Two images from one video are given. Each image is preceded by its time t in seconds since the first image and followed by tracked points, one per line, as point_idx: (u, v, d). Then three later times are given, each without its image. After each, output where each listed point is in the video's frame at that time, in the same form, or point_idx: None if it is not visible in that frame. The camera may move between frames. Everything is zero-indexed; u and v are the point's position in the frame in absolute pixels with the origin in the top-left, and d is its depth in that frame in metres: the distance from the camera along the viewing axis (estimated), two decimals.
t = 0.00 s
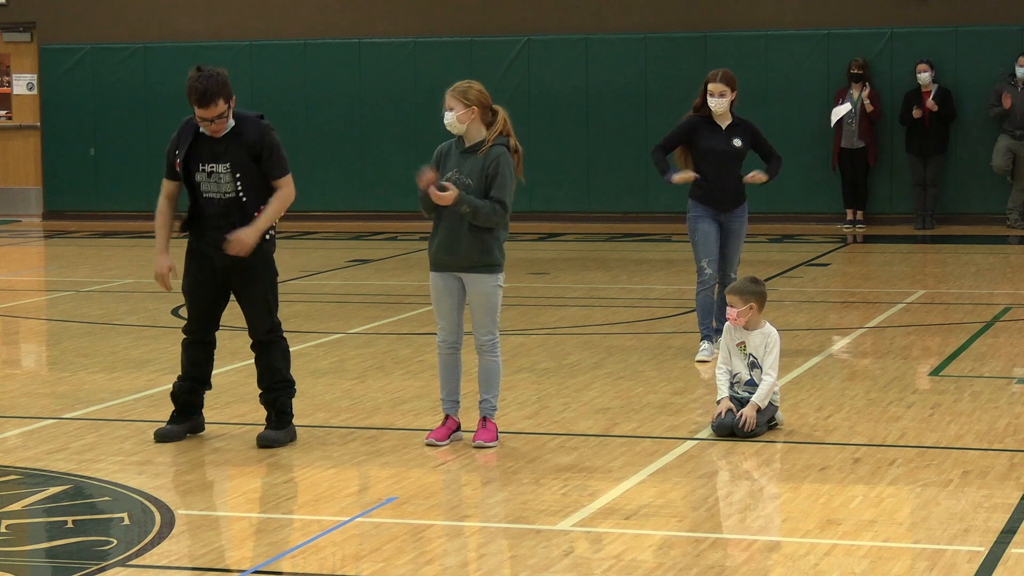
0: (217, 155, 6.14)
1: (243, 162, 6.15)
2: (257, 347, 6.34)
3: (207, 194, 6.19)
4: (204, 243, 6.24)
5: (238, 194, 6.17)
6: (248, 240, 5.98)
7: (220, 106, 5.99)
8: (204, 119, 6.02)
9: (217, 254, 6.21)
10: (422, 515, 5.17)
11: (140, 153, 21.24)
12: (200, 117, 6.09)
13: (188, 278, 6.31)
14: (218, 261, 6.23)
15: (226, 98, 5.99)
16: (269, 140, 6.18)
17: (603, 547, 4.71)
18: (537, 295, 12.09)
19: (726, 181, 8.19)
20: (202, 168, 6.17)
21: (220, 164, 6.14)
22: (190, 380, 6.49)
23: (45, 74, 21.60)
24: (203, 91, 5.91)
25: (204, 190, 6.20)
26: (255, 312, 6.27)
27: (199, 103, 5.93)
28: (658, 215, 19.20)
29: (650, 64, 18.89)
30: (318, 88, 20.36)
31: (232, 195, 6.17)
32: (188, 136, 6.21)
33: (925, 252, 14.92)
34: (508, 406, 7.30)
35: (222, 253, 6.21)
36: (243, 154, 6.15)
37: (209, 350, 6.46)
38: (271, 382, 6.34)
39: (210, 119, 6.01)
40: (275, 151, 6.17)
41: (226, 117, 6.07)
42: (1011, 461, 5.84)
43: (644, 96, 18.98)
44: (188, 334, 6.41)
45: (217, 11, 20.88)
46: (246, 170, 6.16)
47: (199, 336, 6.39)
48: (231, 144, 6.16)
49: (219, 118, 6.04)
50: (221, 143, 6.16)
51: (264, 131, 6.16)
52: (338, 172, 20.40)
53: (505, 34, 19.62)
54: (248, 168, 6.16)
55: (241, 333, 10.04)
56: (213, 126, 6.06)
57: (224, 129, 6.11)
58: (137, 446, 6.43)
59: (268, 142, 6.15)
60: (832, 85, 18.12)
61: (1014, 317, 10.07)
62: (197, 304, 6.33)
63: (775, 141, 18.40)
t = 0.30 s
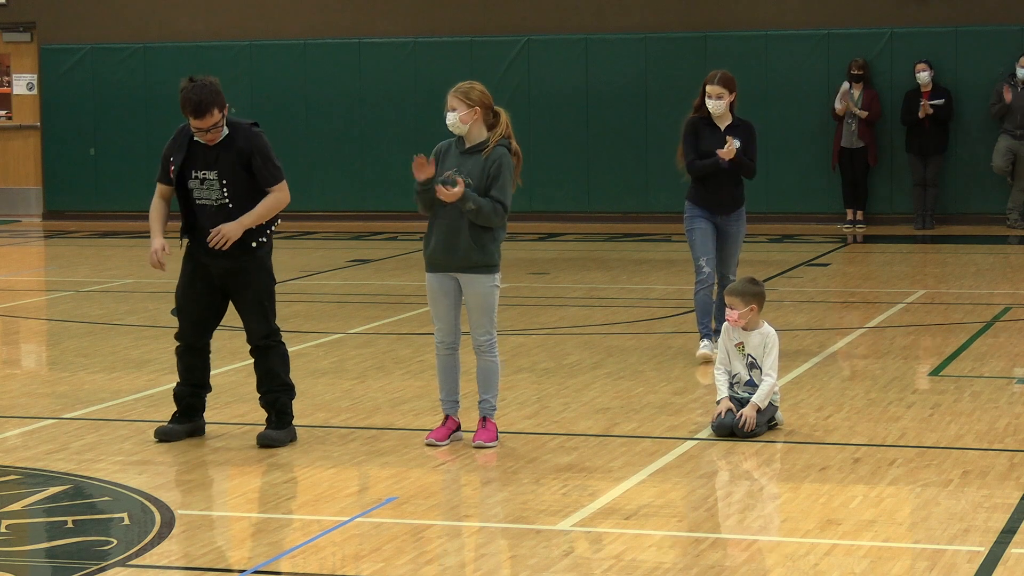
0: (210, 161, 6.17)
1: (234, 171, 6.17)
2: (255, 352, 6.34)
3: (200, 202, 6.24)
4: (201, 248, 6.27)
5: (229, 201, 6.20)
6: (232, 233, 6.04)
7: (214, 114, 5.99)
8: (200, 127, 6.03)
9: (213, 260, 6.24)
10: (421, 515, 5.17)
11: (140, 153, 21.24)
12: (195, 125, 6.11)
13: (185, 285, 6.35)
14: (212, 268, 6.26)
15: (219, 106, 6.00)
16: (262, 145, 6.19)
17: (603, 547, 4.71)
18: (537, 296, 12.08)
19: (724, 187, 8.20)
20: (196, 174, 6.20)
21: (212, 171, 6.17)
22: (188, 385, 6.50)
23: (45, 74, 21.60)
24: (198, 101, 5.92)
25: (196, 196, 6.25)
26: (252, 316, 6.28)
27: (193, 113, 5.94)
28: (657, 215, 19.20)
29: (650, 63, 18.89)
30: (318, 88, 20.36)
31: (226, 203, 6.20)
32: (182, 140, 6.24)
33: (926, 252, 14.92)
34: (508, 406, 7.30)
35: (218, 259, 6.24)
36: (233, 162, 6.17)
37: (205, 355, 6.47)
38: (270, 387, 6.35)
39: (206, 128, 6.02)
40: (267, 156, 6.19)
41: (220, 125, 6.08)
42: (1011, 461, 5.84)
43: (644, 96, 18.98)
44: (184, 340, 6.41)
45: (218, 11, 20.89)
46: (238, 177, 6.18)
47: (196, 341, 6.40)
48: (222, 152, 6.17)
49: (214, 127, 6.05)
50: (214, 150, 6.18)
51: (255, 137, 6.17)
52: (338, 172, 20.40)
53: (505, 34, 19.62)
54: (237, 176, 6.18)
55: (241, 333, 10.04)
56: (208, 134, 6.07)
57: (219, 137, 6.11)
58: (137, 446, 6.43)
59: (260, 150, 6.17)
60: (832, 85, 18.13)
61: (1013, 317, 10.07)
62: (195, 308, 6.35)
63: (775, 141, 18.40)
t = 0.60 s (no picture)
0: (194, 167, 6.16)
1: (222, 174, 6.18)
2: (246, 349, 6.35)
3: (187, 208, 6.22)
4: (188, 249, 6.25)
5: (219, 203, 6.21)
6: (229, 235, 6.11)
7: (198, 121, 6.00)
8: (184, 135, 6.02)
9: (200, 259, 6.23)
10: (421, 515, 5.17)
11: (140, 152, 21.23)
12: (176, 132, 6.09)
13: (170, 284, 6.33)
14: (199, 266, 6.25)
15: (202, 111, 6.00)
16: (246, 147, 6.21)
17: (603, 547, 4.71)
18: (537, 295, 12.08)
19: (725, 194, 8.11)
20: (181, 180, 6.18)
21: (198, 176, 6.16)
22: (184, 385, 6.50)
23: (45, 74, 21.59)
24: (182, 109, 5.91)
25: (182, 203, 6.23)
26: (242, 313, 6.28)
27: (177, 121, 5.93)
28: (657, 215, 19.19)
29: (650, 63, 18.89)
30: (318, 88, 20.36)
31: (214, 205, 6.21)
32: (165, 149, 6.22)
33: (926, 252, 14.91)
34: (508, 406, 7.29)
35: (205, 257, 6.23)
36: (221, 166, 6.18)
37: (197, 354, 6.47)
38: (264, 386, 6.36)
39: (189, 135, 6.01)
40: (252, 157, 6.22)
41: (204, 131, 6.08)
42: (1011, 461, 5.84)
43: (644, 96, 18.97)
44: (175, 340, 6.39)
45: (218, 10, 20.89)
46: (227, 180, 6.19)
47: (186, 340, 6.38)
48: (208, 156, 6.17)
49: (197, 134, 6.04)
50: (197, 154, 6.17)
51: (239, 139, 6.19)
52: (338, 172, 20.39)
53: (504, 34, 19.61)
54: (224, 178, 6.19)
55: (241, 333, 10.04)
56: (191, 142, 6.07)
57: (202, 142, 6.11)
58: (137, 446, 6.42)
59: (246, 150, 6.20)
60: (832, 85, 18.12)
61: (1014, 317, 10.06)
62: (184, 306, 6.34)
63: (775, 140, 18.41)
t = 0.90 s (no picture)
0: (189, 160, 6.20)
1: (215, 169, 6.22)
2: (234, 348, 6.35)
3: (180, 202, 6.25)
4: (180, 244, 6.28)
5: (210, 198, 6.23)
6: (200, 216, 6.12)
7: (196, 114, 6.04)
8: (182, 126, 6.06)
9: (194, 254, 6.26)
10: (421, 515, 5.18)
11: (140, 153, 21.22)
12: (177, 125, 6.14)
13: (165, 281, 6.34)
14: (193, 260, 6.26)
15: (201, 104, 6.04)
16: (241, 146, 6.25)
17: (603, 547, 4.71)
18: (538, 295, 12.10)
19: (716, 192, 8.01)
20: (175, 173, 6.21)
21: (192, 170, 6.20)
22: (183, 383, 6.50)
23: (44, 74, 21.59)
24: (183, 101, 5.96)
25: (173, 197, 6.25)
26: (234, 310, 6.29)
27: (178, 112, 5.98)
28: (657, 215, 19.21)
29: (650, 64, 18.89)
30: (318, 88, 20.36)
31: (205, 200, 6.22)
32: (161, 140, 6.26)
33: (926, 253, 14.92)
34: (508, 406, 7.30)
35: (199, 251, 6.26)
36: (214, 160, 6.21)
37: (196, 353, 6.47)
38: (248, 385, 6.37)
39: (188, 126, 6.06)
40: (247, 155, 6.25)
41: (203, 125, 6.13)
42: (1010, 461, 5.84)
43: (644, 96, 18.98)
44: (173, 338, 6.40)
45: (218, 11, 20.90)
46: (219, 175, 6.22)
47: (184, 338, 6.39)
48: (203, 150, 6.21)
49: (196, 126, 6.09)
50: (192, 147, 6.21)
51: (235, 137, 6.24)
52: (339, 172, 20.39)
53: (504, 34, 19.62)
54: (218, 173, 6.22)
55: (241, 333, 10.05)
56: (191, 134, 6.12)
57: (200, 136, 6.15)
58: (137, 446, 6.43)
59: (240, 148, 6.24)
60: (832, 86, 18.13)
61: (1013, 317, 10.08)
62: (182, 304, 6.36)
63: (774, 140, 18.41)
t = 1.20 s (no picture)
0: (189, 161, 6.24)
1: (217, 168, 6.28)
2: (240, 345, 6.39)
3: (181, 203, 6.28)
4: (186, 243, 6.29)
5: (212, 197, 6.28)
6: (211, 211, 6.15)
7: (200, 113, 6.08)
8: (185, 127, 6.09)
9: (198, 254, 6.28)
10: (419, 515, 5.18)
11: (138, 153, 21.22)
12: (176, 126, 6.16)
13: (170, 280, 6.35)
14: (198, 260, 6.28)
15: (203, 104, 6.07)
16: (240, 143, 6.32)
17: (601, 548, 4.72)
18: (537, 296, 12.12)
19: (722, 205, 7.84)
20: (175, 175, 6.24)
21: (194, 170, 6.24)
22: (184, 383, 6.50)
23: (43, 74, 21.60)
24: (188, 101, 6.00)
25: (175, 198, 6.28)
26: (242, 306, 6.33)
27: (183, 112, 6.01)
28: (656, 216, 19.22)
29: (649, 64, 18.89)
30: (317, 89, 20.37)
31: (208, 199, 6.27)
32: (158, 144, 6.27)
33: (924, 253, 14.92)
34: (507, 406, 7.31)
35: (205, 250, 6.28)
36: (217, 160, 6.27)
37: (199, 350, 6.50)
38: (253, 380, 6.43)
39: (191, 127, 6.09)
40: (247, 153, 6.32)
41: (203, 126, 6.17)
42: (1009, 461, 5.85)
43: (644, 96, 18.98)
44: (177, 336, 6.42)
45: (217, 11, 20.90)
46: (222, 175, 6.29)
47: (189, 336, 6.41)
48: (203, 150, 6.26)
49: (198, 127, 6.13)
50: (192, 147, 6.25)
51: (234, 136, 6.30)
52: (338, 172, 20.38)
53: (504, 34, 19.62)
54: (220, 172, 6.28)
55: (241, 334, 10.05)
56: (193, 134, 6.14)
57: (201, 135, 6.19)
58: (136, 446, 6.43)
59: (241, 146, 6.30)
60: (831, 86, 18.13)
61: (1012, 317, 10.10)
62: (188, 304, 6.36)
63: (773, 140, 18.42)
